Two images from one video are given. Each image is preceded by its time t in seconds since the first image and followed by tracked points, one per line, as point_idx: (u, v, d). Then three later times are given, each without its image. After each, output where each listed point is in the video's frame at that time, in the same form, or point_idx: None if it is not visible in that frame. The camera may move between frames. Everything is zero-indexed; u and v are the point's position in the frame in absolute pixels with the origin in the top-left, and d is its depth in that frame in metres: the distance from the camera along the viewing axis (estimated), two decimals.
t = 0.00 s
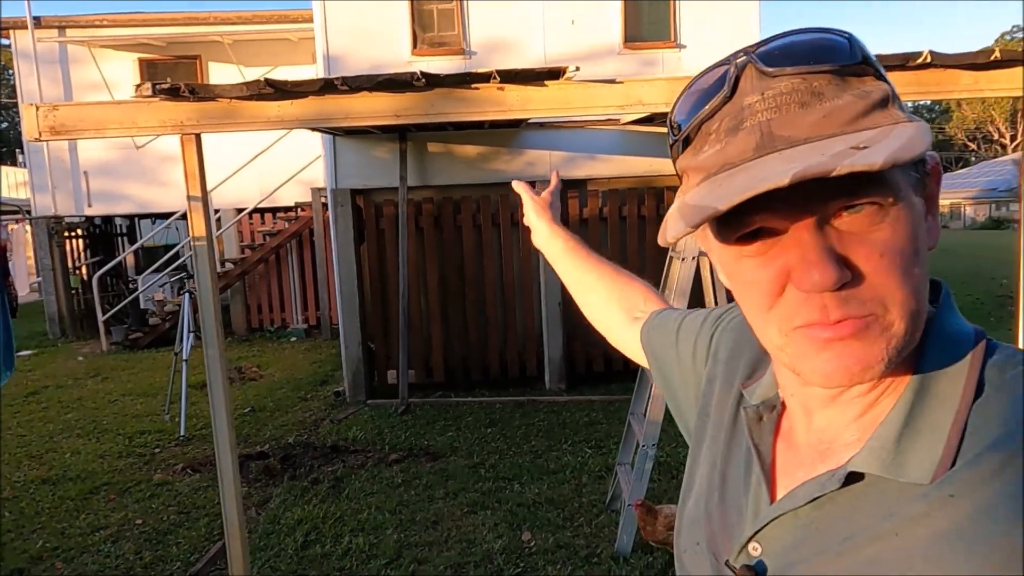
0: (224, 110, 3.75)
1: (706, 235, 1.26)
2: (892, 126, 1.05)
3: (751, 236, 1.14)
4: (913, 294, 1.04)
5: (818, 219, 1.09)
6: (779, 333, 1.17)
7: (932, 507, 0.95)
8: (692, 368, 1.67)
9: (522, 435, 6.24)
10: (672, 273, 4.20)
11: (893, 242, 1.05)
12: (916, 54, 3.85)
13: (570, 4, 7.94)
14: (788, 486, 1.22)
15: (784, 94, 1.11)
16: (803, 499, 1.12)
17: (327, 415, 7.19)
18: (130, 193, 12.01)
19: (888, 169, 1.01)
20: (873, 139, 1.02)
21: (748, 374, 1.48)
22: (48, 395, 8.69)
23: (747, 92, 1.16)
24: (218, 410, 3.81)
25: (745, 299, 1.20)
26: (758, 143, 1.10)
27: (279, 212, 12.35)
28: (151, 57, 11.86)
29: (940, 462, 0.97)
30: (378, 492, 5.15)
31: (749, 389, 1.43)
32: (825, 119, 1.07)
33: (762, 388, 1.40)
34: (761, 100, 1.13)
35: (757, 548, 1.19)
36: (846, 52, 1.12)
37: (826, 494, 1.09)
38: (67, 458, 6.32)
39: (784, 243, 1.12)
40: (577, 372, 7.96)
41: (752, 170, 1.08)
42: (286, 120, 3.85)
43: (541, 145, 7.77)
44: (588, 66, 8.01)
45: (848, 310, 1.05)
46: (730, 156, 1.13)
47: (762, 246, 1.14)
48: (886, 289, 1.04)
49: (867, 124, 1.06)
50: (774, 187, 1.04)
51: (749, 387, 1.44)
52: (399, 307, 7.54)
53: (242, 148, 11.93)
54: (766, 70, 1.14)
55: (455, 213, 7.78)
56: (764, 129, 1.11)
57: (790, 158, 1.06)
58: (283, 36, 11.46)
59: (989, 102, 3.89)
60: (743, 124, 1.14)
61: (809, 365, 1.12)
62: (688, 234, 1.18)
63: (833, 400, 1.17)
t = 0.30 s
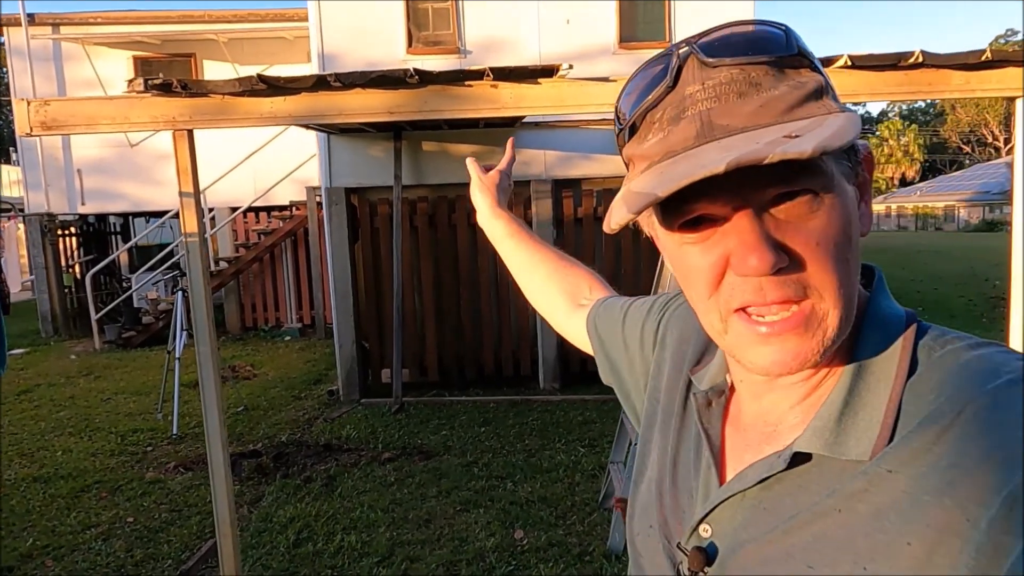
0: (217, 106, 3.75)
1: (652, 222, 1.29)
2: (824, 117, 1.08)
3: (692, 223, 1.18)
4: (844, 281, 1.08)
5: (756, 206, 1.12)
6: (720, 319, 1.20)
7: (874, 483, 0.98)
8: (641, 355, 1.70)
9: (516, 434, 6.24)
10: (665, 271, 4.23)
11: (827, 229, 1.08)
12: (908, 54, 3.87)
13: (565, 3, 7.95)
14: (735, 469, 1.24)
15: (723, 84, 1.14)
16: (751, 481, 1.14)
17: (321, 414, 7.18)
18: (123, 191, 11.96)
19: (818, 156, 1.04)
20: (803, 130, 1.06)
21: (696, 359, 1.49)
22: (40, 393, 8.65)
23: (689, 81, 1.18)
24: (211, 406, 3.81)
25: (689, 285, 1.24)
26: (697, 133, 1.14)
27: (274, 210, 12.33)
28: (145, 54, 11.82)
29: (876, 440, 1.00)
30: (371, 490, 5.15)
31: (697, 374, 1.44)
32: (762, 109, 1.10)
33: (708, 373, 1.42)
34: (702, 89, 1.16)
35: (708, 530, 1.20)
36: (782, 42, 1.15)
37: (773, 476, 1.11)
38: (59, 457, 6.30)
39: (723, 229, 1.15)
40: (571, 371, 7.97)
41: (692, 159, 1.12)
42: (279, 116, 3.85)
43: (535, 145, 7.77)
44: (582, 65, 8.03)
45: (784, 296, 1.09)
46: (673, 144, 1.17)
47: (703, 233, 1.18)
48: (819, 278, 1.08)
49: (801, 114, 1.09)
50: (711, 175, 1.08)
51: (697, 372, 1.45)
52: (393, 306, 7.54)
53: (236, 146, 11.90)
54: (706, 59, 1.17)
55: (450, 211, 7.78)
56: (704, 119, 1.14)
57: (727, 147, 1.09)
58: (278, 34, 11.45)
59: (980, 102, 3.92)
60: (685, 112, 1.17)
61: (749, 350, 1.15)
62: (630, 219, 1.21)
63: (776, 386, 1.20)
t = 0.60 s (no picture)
0: (215, 101, 3.74)
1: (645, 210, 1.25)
2: (829, 110, 1.04)
3: (686, 214, 1.13)
4: (843, 279, 1.05)
5: (753, 199, 1.07)
6: (711, 311, 1.16)
7: (871, 487, 0.95)
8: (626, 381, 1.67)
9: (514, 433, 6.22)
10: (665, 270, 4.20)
11: (826, 225, 1.04)
12: (910, 53, 3.84)
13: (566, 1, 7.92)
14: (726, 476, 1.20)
15: (725, 70, 1.09)
16: (746, 486, 1.10)
17: (320, 412, 7.15)
18: (122, 187, 11.93)
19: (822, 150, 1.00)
20: (807, 122, 1.02)
21: (680, 369, 1.48)
22: (37, 390, 8.63)
23: (690, 65, 1.14)
24: (207, 403, 3.78)
25: (679, 275, 1.20)
26: (696, 120, 1.10)
27: (274, 208, 12.30)
28: (145, 51, 11.80)
29: (873, 443, 0.97)
30: (368, 489, 5.12)
31: (683, 379, 1.44)
32: (765, 97, 1.06)
33: (693, 379, 1.40)
34: (702, 75, 1.11)
35: (701, 539, 1.16)
36: (789, 29, 1.11)
37: (768, 481, 1.07)
38: (56, 453, 6.28)
39: (717, 222, 1.11)
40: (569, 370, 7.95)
41: (691, 147, 1.07)
42: (277, 111, 3.83)
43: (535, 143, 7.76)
44: (583, 64, 8.00)
45: (780, 295, 1.05)
46: (670, 130, 1.12)
47: (698, 224, 1.13)
48: (817, 275, 1.04)
49: (806, 105, 1.05)
50: (710, 164, 1.03)
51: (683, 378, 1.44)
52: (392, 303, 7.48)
53: (236, 143, 11.87)
54: (709, 43, 1.12)
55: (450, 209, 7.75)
56: (704, 105, 1.10)
57: (726, 136, 1.05)
58: (279, 31, 11.43)
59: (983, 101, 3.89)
60: (684, 98, 1.12)
61: (742, 345, 1.12)
62: (622, 207, 1.17)
63: (766, 384, 1.17)
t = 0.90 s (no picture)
0: (210, 100, 3.71)
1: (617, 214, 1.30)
2: (804, 118, 1.08)
3: (660, 217, 1.18)
4: (809, 285, 1.10)
5: (729, 205, 1.11)
6: (682, 315, 1.21)
7: (846, 491, 0.97)
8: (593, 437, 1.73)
9: (513, 434, 6.18)
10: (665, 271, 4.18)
11: (795, 232, 1.10)
12: (913, 52, 3.79)
13: None
14: (700, 494, 1.21)
15: (704, 75, 1.12)
16: (723, 500, 1.09)
17: (318, 412, 7.13)
18: (122, 185, 11.91)
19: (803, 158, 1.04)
20: (786, 130, 1.06)
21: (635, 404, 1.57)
22: (36, 388, 8.62)
23: (668, 69, 1.16)
24: (202, 403, 3.77)
25: (650, 281, 1.24)
26: (675, 124, 1.13)
27: (274, 206, 12.27)
28: (146, 48, 11.78)
29: (841, 444, 1.00)
30: (366, 490, 5.09)
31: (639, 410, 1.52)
32: (743, 104, 1.09)
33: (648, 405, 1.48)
34: (682, 78, 1.14)
35: (681, 565, 1.14)
36: (767, 36, 1.14)
37: (749, 491, 1.07)
38: (53, 452, 6.26)
39: (691, 226, 1.15)
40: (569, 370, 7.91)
41: (672, 150, 1.10)
42: (274, 110, 3.80)
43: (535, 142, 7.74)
44: (584, 62, 7.97)
45: (749, 297, 1.10)
46: (648, 133, 1.15)
47: (670, 228, 1.18)
48: (784, 281, 1.10)
49: (783, 113, 1.09)
50: (694, 168, 1.06)
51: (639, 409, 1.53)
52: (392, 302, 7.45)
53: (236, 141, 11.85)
54: (688, 47, 1.15)
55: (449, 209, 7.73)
56: (683, 108, 1.13)
57: (708, 141, 1.08)
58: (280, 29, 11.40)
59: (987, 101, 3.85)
60: (663, 101, 1.15)
61: (711, 347, 1.16)
62: (600, 210, 1.21)
63: (731, 393, 1.21)
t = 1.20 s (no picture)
0: (207, 100, 3.67)
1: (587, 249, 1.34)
2: (761, 148, 1.13)
3: (627, 251, 1.22)
4: (779, 312, 1.14)
5: (696, 239, 1.15)
6: (655, 347, 1.24)
7: (829, 517, 0.96)
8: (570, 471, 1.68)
9: (514, 437, 6.14)
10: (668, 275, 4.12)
11: (764, 259, 1.13)
12: (922, 55, 3.73)
13: None
14: (684, 523, 1.22)
15: (663, 111, 1.18)
16: (707, 527, 1.09)
17: (318, 413, 7.08)
18: (124, 183, 11.88)
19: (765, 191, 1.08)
20: (746, 163, 1.10)
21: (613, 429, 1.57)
22: (36, 387, 8.61)
23: (627, 106, 1.22)
24: (200, 406, 3.73)
25: (623, 316, 1.28)
26: (638, 160, 1.18)
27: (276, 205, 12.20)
28: (148, 47, 11.75)
29: (821, 467, 1.00)
30: (365, 493, 5.05)
31: (617, 437, 1.51)
32: (702, 138, 1.14)
33: (625, 435, 1.48)
34: (641, 115, 1.20)
35: None
36: (721, 71, 1.20)
37: (731, 519, 1.06)
38: (52, 453, 6.24)
39: (659, 261, 1.19)
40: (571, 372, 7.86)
41: (637, 188, 1.15)
42: (271, 111, 3.76)
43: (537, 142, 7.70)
44: (587, 62, 7.91)
45: (722, 324, 1.13)
46: (613, 170, 1.21)
47: (638, 263, 1.22)
48: (755, 308, 1.13)
49: (740, 144, 1.14)
50: (660, 208, 1.10)
51: (616, 435, 1.53)
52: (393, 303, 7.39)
53: (238, 140, 11.82)
54: (647, 84, 1.21)
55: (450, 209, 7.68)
56: (645, 145, 1.18)
57: (672, 178, 1.12)
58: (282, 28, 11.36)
59: (997, 104, 3.78)
60: (625, 137, 1.21)
61: (684, 378, 1.19)
62: (571, 248, 1.26)
63: (709, 422, 1.23)
